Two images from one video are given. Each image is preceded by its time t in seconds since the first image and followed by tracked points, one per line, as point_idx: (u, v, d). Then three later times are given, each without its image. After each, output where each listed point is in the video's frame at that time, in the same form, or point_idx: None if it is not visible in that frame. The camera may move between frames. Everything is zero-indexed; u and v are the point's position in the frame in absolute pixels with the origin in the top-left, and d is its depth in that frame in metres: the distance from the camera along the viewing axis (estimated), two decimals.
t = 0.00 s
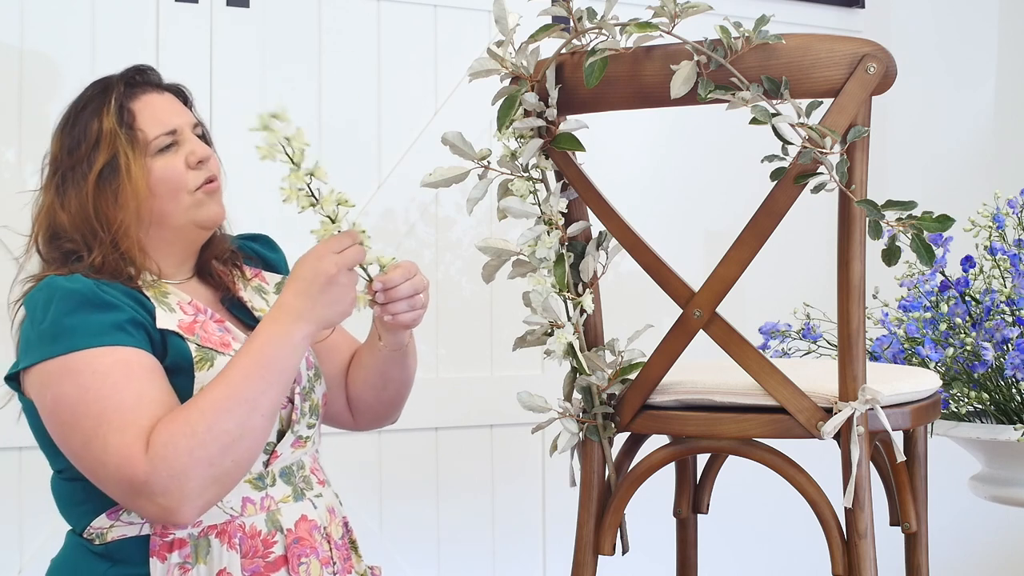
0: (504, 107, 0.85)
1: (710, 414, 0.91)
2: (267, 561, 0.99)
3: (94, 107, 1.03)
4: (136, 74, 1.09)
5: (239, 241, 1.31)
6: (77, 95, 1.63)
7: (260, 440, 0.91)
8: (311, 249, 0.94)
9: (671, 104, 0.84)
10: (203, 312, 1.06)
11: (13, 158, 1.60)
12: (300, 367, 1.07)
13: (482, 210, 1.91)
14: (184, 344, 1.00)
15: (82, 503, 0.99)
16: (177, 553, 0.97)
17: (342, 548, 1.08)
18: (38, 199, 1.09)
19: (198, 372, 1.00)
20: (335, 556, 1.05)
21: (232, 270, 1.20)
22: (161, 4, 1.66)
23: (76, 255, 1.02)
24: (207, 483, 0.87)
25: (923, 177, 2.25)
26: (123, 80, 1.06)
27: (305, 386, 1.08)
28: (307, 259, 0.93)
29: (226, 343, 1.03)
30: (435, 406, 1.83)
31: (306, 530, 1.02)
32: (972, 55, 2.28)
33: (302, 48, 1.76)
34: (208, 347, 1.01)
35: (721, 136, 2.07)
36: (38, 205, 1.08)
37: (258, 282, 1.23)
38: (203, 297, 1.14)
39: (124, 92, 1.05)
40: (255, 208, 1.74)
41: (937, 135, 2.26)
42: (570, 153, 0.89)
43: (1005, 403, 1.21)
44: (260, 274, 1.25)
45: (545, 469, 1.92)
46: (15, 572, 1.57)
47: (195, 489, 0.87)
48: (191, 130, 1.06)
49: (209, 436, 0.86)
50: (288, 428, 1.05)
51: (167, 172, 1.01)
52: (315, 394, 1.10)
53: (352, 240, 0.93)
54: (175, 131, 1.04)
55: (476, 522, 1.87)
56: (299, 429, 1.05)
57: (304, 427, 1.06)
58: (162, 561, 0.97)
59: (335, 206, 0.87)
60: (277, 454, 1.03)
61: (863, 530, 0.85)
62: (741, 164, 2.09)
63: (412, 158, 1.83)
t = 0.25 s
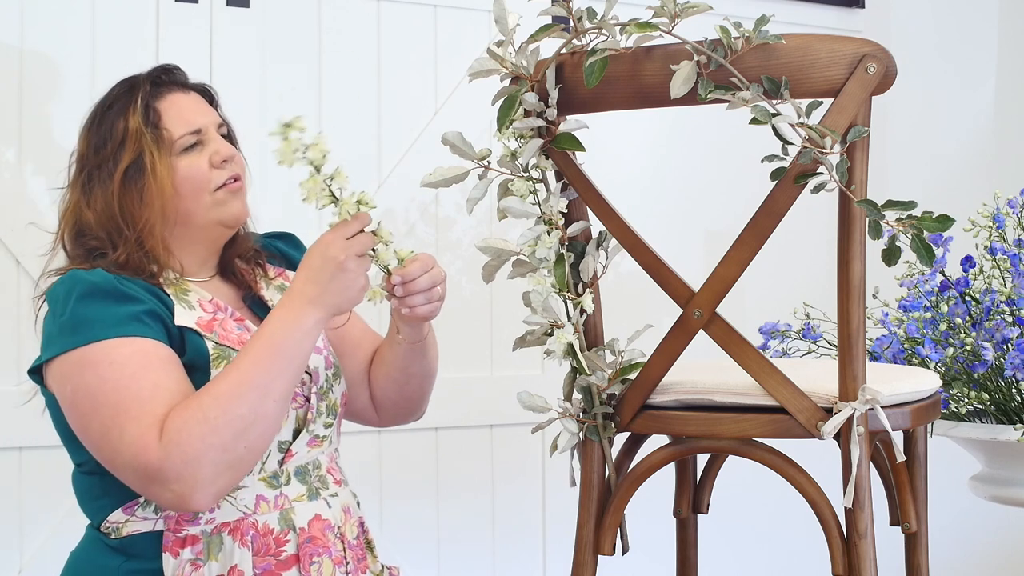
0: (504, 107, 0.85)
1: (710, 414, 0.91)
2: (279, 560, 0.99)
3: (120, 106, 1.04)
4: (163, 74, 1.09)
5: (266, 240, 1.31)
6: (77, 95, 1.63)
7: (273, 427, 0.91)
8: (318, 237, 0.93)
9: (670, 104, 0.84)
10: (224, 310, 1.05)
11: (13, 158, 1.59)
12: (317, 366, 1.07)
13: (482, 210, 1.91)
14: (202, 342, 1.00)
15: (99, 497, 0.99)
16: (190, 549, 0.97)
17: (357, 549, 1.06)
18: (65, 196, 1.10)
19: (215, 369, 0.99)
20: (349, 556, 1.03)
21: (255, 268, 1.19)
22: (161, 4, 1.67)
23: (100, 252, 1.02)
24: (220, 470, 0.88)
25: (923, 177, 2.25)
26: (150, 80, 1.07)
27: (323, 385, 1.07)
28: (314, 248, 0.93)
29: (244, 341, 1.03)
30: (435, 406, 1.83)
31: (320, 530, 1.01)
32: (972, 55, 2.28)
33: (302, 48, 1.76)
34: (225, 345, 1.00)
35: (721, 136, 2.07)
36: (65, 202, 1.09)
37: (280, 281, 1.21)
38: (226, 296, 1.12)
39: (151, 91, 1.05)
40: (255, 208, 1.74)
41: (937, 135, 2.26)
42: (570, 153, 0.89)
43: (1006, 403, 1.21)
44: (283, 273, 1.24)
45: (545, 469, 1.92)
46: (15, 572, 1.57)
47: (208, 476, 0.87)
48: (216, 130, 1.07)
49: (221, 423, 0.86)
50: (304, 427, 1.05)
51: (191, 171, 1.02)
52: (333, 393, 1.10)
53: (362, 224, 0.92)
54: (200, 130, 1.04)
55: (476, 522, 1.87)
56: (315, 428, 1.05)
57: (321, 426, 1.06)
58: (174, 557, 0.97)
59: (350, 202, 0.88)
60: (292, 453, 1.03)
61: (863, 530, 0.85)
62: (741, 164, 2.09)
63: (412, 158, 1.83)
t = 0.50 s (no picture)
0: (504, 107, 0.85)
1: (710, 414, 0.91)
2: (288, 561, 0.99)
3: (117, 119, 1.03)
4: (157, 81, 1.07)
5: (276, 235, 1.31)
6: (77, 95, 1.63)
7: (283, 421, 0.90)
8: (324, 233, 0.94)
9: (670, 104, 0.84)
10: (234, 313, 1.05)
11: (13, 158, 1.59)
12: (327, 366, 1.06)
13: (482, 210, 1.91)
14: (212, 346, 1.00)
15: (111, 497, 0.99)
16: (199, 549, 0.97)
17: (366, 549, 1.06)
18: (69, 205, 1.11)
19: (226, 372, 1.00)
20: (357, 557, 1.03)
21: (264, 267, 1.19)
22: (161, 4, 1.67)
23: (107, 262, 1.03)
24: (232, 467, 0.88)
25: (923, 176, 2.25)
26: (145, 90, 1.05)
27: (334, 386, 1.07)
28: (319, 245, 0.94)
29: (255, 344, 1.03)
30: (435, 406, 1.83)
31: (329, 531, 1.01)
32: (972, 55, 2.28)
33: (303, 48, 1.76)
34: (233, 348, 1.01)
35: (721, 136, 2.07)
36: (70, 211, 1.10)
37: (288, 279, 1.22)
38: (236, 298, 1.12)
39: (146, 102, 1.04)
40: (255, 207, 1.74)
41: (937, 135, 2.26)
42: (570, 153, 0.89)
43: (1005, 403, 1.21)
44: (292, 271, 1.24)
45: (545, 469, 1.91)
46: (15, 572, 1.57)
47: (219, 473, 0.87)
48: (215, 136, 1.05)
49: (228, 422, 0.86)
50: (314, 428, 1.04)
51: (191, 184, 1.01)
52: (344, 393, 1.09)
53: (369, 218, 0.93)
54: (198, 139, 1.03)
55: (476, 522, 1.87)
56: (325, 429, 1.05)
57: (331, 427, 1.06)
58: (184, 557, 0.97)
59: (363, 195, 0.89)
60: (303, 454, 1.02)
61: (863, 530, 0.85)
62: (740, 164, 2.09)
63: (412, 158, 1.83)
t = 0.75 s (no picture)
0: (504, 107, 0.85)
1: (710, 414, 0.91)
2: (301, 563, 0.96)
3: (121, 118, 1.02)
4: (161, 81, 1.07)
5: (271, 231, 1.30)
6: (77, 95, 1.63)
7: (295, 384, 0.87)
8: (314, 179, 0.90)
9: (670, 104, 0.84)
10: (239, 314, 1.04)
11: (13, 158, 1.59)
12: (332, 367, 1.02)
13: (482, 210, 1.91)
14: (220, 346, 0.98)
15: (121, 500, 0.95)
16: (213, 553, 0.93)
17: (374, 550, 1.03)
18: (67, 208, 1.09)
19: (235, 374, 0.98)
20: (368, 557, 1.00)
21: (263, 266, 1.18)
22: (161, 4, 1.67)
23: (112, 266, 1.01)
24: (248, 433, 0.84)
25: (923, 177, 2.25)
26: (149, 89, 1.04)
27: (340, 385, 1.03)
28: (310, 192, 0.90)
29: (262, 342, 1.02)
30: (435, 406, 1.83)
31: (340, 532, 0.98)
32: (972, 55, 2.28)
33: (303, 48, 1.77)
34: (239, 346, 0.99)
35: (721, 136, 2.07)
36: (68, 214, 1.08)
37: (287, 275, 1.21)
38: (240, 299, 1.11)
39: (150, 102, 1.03)
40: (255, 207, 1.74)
41: (937, 134, 2.26)
42: (570, 153, 0.89)
43: (1006, 403, 1.21)
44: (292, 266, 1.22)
45: (545, 469, 1.92)
46: (15, 572, 1.58)
47: (236, 443, 0.83)
48: (219, 136, 1.05)
49: (241, 389, 0.83)
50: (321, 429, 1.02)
51: (198, 184, 1.00)
52: (349, 393, 1.06)
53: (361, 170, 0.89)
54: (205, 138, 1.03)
55: (476, 522, 1.87)
56: (332, 429, 1.02)
57: (338, 427, 1.03)
58: (197, 561, 0.93)
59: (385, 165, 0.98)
60: (312, 455, 0.99)
61: (863, 530, 0.85)
62: (741, 164, 2.09)
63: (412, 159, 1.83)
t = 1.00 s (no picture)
0: (504, 107, 0.85)
1: (710, 414, 0.91)
2: (304, 563, 0.94)
3: (129, 111, 1.02)
4: (169, 75, 1.07)
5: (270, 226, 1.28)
6: (77, 95, 1.63)
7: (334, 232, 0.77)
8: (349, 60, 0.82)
9: (670, 104, 0.84)
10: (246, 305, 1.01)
11: (13, 158, 1.59)
12: (337, 361, 1.02)
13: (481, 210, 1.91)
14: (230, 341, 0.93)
15: (126, 495, 0.92)
16: (217, 554, 0.91)
17: (376, 549, 1.03)
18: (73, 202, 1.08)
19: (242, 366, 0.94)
20: (369, 557, 0.99)
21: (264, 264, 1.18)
22: (161, 4, 1.67)
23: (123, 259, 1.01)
24: (276, 285, 0.74)
25: (923, 177, 2.25)
26: (158, 83, 1.04)
27: (342, 381, 1.03)
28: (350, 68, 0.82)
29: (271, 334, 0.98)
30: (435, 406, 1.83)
31: (342, 531, 0.97)
32: (972, 55, 2.28)
33: (303, 48, 1.77)
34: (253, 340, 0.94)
35: (721, 136, 2.07)
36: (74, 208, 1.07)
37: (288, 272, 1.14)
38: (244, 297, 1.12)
39: (160, 94, 1.03)
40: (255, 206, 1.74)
41: (937, 134, 2.26)
42: (570, 153, 0.89)
43: (1006, 403, 1.21)
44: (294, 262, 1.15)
45: (545, 469, 1.92)
46: (15, 572, 1.58)
47: (264, 299, 0.74)
48: (226, 129, 1.04)
49: (268, 236, 0.74)
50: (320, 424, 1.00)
51: (206, 176, 1.00)
52: (351, 389, 1.05)
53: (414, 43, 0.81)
54: (213, 131, 1.02)
55: (476, 522, 1.87)
56: (334, 424, 1.01)
57: (339, 422, 1.01)
58: (202, 562, 0.91)
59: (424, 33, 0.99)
60: (316, 451, 0.98)
61: (863, 530, 0.85)
62: (741, 164, 2.09)
63: (412, 159, 1.83)
